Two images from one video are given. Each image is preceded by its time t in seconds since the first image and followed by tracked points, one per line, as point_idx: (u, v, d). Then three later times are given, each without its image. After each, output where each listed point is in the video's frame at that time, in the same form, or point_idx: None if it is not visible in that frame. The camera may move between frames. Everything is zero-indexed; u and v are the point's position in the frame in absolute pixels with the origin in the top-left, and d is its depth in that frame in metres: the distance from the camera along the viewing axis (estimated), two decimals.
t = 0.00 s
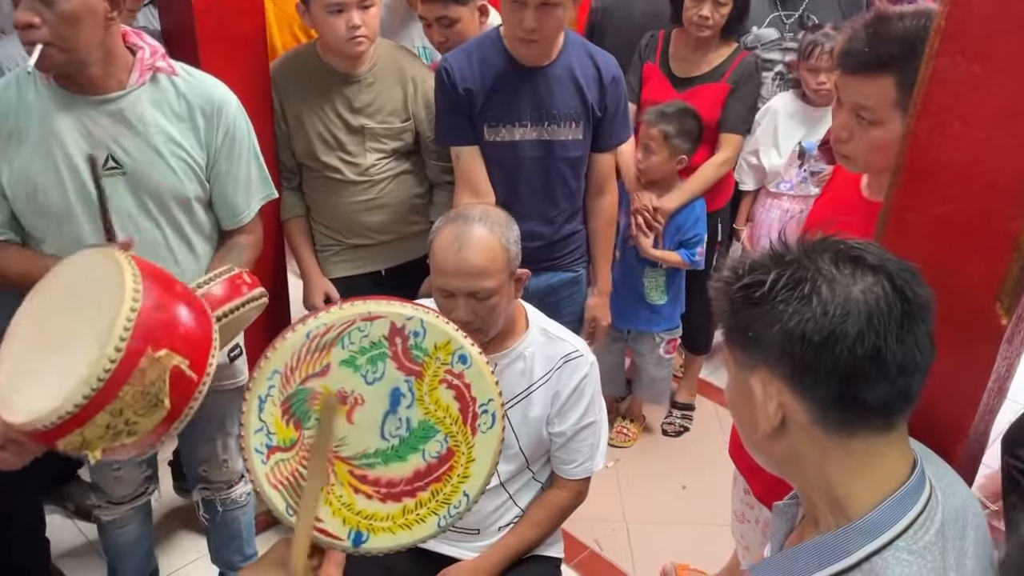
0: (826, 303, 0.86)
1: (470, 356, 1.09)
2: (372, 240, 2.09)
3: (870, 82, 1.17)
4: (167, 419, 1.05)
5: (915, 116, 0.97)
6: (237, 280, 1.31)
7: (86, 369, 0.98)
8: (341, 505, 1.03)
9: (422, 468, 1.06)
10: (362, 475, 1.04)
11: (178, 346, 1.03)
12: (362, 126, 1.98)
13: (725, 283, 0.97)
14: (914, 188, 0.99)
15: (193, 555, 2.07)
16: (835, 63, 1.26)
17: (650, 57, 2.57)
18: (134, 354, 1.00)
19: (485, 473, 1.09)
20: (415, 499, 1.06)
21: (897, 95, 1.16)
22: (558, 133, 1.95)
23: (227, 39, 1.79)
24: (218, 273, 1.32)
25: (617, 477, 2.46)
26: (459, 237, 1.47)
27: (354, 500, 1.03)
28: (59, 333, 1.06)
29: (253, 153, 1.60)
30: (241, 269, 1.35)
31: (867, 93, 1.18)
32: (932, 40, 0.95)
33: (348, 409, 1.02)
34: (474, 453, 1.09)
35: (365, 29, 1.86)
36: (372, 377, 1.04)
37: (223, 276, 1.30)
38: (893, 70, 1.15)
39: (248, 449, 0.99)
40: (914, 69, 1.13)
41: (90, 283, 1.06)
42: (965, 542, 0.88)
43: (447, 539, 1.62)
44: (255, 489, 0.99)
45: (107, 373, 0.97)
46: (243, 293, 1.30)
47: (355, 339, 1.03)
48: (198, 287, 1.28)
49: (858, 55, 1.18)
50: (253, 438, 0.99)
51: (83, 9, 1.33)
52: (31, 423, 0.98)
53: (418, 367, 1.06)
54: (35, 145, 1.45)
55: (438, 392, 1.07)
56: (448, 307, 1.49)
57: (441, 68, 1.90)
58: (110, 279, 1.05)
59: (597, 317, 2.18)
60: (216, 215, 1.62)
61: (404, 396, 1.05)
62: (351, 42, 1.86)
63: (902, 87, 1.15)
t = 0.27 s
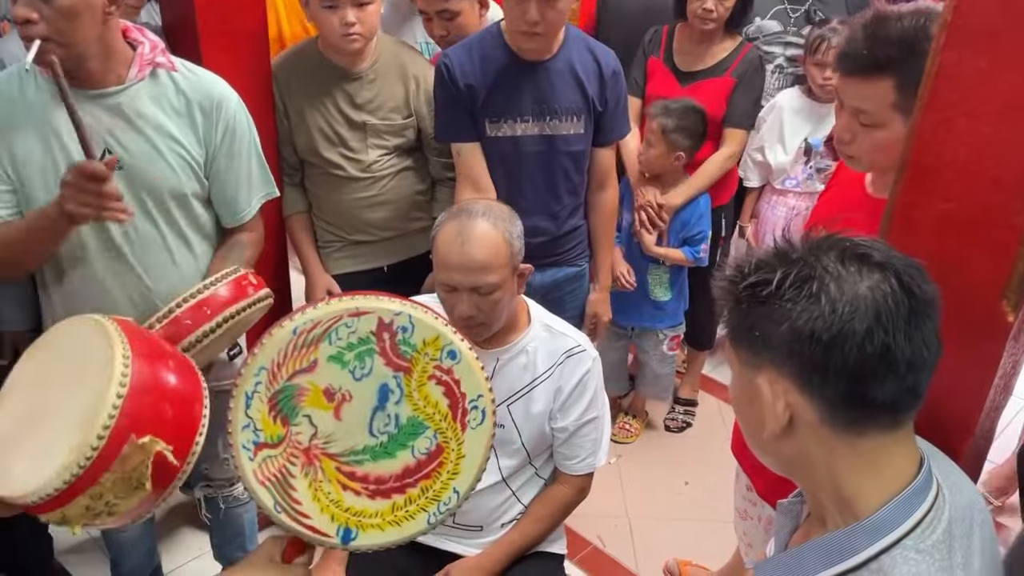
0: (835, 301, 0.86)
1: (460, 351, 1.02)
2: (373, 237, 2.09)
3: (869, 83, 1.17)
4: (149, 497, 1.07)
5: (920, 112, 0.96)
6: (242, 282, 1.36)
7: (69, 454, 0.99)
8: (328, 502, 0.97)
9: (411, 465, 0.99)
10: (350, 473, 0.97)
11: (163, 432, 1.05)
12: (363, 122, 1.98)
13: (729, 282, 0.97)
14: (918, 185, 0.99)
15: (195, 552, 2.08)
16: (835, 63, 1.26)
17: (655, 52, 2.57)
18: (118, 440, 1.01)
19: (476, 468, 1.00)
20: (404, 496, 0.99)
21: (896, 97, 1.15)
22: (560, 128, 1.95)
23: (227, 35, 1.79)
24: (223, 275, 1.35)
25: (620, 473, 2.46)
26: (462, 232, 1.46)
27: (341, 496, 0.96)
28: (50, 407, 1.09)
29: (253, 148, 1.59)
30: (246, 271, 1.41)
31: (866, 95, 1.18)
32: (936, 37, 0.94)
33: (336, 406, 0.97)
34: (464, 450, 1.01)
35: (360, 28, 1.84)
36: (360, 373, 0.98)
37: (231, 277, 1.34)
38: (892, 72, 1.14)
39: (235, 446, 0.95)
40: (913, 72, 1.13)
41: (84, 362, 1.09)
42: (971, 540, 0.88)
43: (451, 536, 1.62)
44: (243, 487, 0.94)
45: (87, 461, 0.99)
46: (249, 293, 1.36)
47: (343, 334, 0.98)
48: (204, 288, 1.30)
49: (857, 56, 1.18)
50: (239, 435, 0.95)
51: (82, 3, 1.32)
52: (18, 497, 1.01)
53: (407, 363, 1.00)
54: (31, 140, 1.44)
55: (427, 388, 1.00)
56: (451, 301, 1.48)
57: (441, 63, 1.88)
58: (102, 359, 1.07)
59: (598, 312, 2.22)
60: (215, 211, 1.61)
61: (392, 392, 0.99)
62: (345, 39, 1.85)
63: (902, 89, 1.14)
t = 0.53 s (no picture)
0: (835, 300, 0.86)
1: (454, 351, 1.00)
2: (373, 234, 2.08)
3: (866, 83, 1.16)
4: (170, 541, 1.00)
5: (920, 109, 0.96)
6: (240, 280, 1.35)
7: (104, 492, 0.92)
8: (321, 505, 0.92)
9: (405, 467, 0.95)
10: (343, 475, 0.93)
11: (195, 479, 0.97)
12: (362, 118, 1.97)
13: (728, 282, 0.97)
14: (919, 184, 0.99)
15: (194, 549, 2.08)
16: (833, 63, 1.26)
17: (658, 46, 2.56)
18: (154, 480, 0.93)
19: (470, 469, 0.99)
20: (399, 498, 0.95)
21: (895, 97, 1.15)
22: (562, 123, 1.94)
23: (226, 31, 1.78)
24: (222, 272, 1.34)
25: (620, 469, 2.46)
26: (465, 226, 1.45)
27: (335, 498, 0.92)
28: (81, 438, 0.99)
29: (253, 146, 1.59)
30: (243, 268, 1.39)
31: (864, 95, 1.17)
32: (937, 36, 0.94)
33: (329, 408, 0.92)
34: (459, 451, 0.99)
35: (356, 25, 1.83)
36: (354, 374, 0.94)
37: (229, 276, 1.33)
38: (890, 72, 1.14)
39: (225, 449, 0.90)
40: (912, 69, 1.13)
41: (126, 392, 1.00)
42: (972, 539, 0.88)
43: (451, 534, 1.61)
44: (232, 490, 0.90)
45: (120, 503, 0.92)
46: (249, 291, 1.35)
47: (335, 336, 0.94)
48: (205, 287, 1.28)
49: (853, 57, 1.17)
50: (231, 438, 0.90)
51: None
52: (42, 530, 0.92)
53: (401, 364, 0.96)
54: (35, 136, 1.44)
55: (421, 389, 0.97)
56: (452, 296, 1.47)
57: (442, 61, 1.88)
58: (147, 395, 0.98)
59: (601, 306, 2.22)
60: (216, 209, 1.61)
61: (386, 394, 0.95)
62: (340, 36, 1.84)
63: (899, 89, 1.14)
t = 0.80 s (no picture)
0: (829, 300, 0.85)
1: (441, 350, 0.99)
2: (369, 231, 2.07)
3: (860, 81, 1.16)
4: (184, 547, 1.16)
5: (918, 107, 0.95)
6: (243, 279, 1.39)
7: (132, 502, 1.06)
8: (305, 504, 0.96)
9: (389, 467, 0.97)
10: (329, 474, 0.95)
11: (216, 494, 1.11)
12: (358, 115, 1.96)
13: (721, 281, 0.96)
14: (915, 182, 0.98)
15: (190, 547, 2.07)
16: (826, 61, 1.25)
17: (658, 41, 2.55)
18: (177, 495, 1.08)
19: (456, 472, 0.99)
20: (384, 498, 0.97)
21: (889, 94, 1.14)
22: (561, 118, 1.93)
23: (219, 26, 1.77)
24: (226, 271, 1.38)
25: (618, 466, 2.45)
26: (467, 221, 1.45)
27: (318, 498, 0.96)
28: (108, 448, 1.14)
29: (245, 142, 1.58)
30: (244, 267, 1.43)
31: (858, 93, 1.17)
32: (934, 32, 0.93)
33: (312, 407, 0.94)
34: (446, 451, 0.99)
35: (350, 22, 1.83)
36: (337, 374, 0.95)
37: (232, 276, 1.36)
38: (883, 69, 1.13)
39: (208, 447, 0.94)
40: (906, 66, 1.12)
41: (152, 411, 1.14)
42: (966, 539, 0.87)
43: (447, 531, 1.61)
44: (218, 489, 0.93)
45: (146, 513, 1.06)
46: (249, 291, 1.38)
47: (319, 334, 0.95)
48: (206, 288, 1.33)
49: (846, 55, 1.17)
50: (214, 437, 0.94)
51: None
52: (69, 533, 1.07)
53: (386, 363, 0.97)
54: (23, 130, 1.43)
55: (405, 389, 0.98)
56: (452, 291, 1.46)
57: (440, 57, 1.87)
58: (173, 412, 1.12)
59: (600, 302, 2.21)
60: (207, 205, 1.60)
61: (370, 394, 0.96)
62: (335, 32, 1.83)
63: (893, 87, 1.14)
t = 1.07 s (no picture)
0: (831, 299, 0.85)
1: (426, 343, 0.99)
2: (365, 227, 2.07)
3: (856, 77, 1.15)
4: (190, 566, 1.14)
5: (918, 104, 0.95)
6: (242, 276, 1.34)
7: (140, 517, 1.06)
8: (294, 499, 0.94)
9: (377, 459, 0.97)
10: (316, 468, 0.95)
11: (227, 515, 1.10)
12: (355, 110, 1.95)
13: (721, 278, 0.96)
14: (915, 180, 0.97)
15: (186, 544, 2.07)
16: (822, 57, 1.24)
17: (659, 34, 2.54)
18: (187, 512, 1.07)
19: (444, 462, 1.00)
20: (372, 490, 0.97)
21: (885, 90, 1.14)
22: (559, 112, 1.93)
23: (214, 20, 1.76)
24: (224, 270, 1.32)
25: (615, 462, 2.45)
26: (472, 213, 1.44)
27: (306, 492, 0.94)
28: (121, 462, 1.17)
29: (242, 138, 1.57)
30: (243, 264, 1.37)
31: (855, 89, 1.16)
32: (935, 28, 0.92)
33: (299, 402, 0.94)
34: (432, 443, 1.00)
35: (346, 16, 1.81)
36: (324, 367, 0.95)
37: (232, 273, 1.31)
38: (878, 65, 1.13)
39: (195, 444, 0.90)
40: (902, 61, 1.11)
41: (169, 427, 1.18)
42: (966, 538, 0.87)
43: (444, 529, 1.61)
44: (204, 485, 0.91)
45: (154, 526, 1.06)
46: (248, 289, 1.33)
47: (305, 329, 0.94)
48: (205, 286, 1.28)
49: (842, 51, 1.16)
50: (201, 433, 0.90)
51: None
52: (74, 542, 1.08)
53: (372, 356, 0.97)
54: (18, 125, 1.42)
55: (393, 380, 0.98)
56: (453, 285, 1.45)
57: (439, 51, 1.86)
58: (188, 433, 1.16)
59: (594, 297, 2.19)
60: (202, 202, 1.59)
61: (357, 386, 0.96)
62: (330, 27, 1.82)
63: (889, 82, 1.13)
